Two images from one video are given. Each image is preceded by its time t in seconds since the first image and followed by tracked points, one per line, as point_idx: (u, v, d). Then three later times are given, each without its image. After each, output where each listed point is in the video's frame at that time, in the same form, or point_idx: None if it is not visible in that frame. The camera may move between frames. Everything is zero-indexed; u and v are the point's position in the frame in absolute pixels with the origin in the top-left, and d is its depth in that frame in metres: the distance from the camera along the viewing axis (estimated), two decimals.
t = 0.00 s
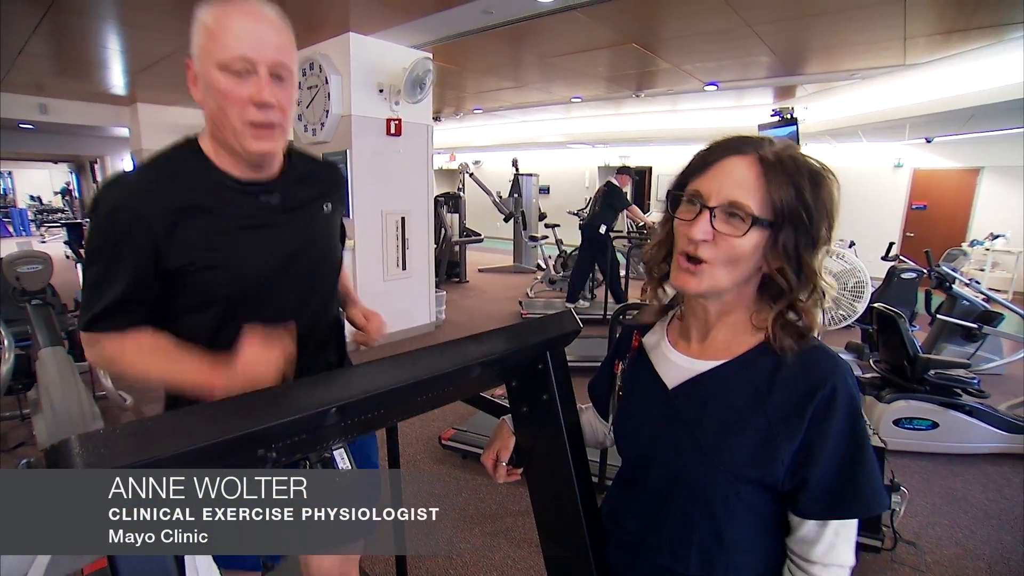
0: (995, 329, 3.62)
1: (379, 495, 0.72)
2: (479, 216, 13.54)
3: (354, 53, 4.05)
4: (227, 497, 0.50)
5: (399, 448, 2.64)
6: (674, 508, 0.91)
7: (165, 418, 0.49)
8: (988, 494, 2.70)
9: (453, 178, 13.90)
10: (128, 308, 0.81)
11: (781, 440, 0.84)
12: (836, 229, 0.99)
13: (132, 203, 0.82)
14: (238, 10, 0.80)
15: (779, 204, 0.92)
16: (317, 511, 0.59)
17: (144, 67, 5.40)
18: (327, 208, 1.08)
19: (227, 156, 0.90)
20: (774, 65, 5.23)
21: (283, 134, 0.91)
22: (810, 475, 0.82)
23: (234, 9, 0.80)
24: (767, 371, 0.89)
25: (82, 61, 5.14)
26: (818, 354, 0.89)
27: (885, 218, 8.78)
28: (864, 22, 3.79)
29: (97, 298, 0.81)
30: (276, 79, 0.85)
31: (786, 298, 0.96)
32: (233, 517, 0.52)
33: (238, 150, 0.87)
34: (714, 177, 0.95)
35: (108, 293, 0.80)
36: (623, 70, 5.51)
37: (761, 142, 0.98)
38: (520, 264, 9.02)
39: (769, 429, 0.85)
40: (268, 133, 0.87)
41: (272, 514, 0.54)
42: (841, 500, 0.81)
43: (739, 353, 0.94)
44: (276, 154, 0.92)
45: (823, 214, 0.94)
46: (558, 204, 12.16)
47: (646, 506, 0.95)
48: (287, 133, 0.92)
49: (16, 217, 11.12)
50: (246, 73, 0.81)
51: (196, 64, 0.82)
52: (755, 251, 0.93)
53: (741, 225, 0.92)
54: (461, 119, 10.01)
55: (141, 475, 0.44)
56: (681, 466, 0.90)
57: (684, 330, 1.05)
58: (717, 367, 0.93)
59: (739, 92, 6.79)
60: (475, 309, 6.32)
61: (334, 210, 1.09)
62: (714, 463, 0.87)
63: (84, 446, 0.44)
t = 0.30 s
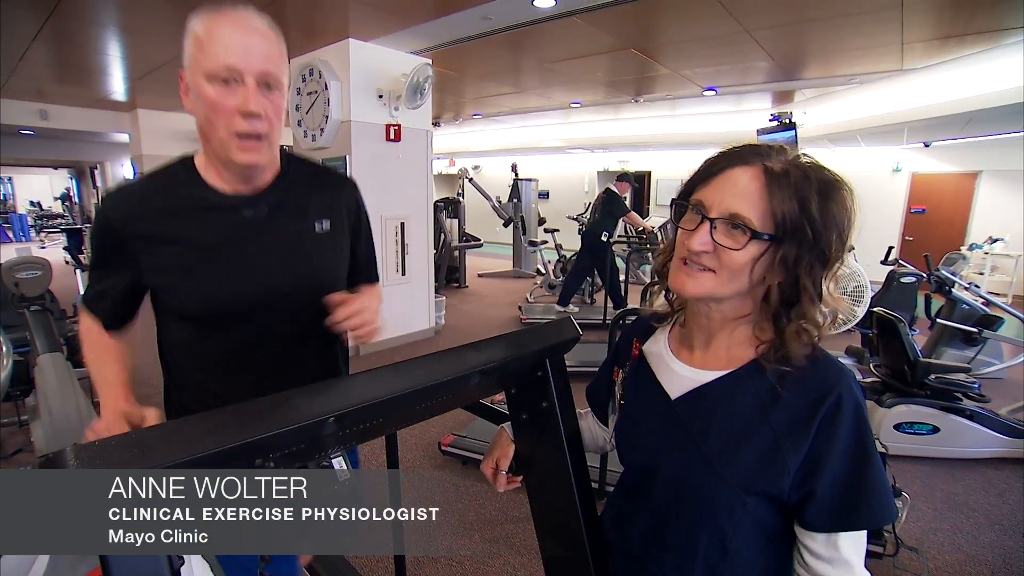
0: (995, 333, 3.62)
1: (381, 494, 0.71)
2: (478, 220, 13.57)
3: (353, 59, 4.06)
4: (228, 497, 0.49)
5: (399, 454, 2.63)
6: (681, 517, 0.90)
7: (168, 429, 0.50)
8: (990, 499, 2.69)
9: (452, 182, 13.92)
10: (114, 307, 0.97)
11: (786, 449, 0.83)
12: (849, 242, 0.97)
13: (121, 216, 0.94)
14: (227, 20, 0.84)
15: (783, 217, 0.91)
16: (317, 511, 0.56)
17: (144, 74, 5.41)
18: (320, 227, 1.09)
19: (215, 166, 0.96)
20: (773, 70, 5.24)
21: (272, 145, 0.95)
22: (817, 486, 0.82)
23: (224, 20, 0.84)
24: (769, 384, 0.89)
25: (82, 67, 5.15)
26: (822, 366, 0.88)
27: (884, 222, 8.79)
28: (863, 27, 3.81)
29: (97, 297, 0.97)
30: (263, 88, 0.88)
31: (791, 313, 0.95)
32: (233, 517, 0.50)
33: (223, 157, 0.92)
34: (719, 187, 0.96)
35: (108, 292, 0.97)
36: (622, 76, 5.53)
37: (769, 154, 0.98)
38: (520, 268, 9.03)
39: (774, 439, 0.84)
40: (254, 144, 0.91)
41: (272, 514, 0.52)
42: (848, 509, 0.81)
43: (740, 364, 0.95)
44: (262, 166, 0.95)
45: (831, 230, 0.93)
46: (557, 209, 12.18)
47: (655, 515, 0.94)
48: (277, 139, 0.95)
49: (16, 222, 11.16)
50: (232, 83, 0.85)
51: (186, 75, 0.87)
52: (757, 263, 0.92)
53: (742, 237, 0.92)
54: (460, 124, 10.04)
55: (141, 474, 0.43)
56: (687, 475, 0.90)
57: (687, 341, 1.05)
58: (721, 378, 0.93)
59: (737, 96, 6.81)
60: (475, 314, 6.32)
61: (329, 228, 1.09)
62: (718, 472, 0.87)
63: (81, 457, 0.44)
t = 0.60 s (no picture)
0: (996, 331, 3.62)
1: (381, 494, 0.72)
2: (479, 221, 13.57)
3: (353, 60, 4.07)
4: (228, 497, 0.49)
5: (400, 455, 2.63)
6: (681, 519, 0.90)
7: (168, 430, 0.50)
8: (992, 498, 2.68)
9: (452, 183, 13.97)
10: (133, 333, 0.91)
11: (785, 451, 0.83)
12: (843, 238, 0.96)
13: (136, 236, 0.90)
14: (221, 36, 0.76)
15: (770, 211, 0.91)
16: (317, 511, 0.56)
17: (144, 76, 5.42)
18: (325, 241, 1.13)
19: (219, 185, 0.90)
20: (772, 69, 5.23)
21: (273, 157, 0.89)
22: (813, 488, 0.82)
23: (218, 36, 0.76)
24: (767, 386, 0.89)
25: (83, 70, 5.16)
26: (820, 368, 0.88)
27: (885, 221, 8.79)
28: (863, 27, 3.82)
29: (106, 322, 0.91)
30: (262, 102, 0.80)
31: (785, 312, 0.94)
32: (233, 518, 0.50)
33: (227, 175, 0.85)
34: (707, 183, 0.97)
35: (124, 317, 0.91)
36: (622, 76, 5.53)
37: (758, 149, 0.98)
38: (520, 269, 9.03)
39: (773, 441, 0.84)
40: (256, 157, 0.84)
41: (272, 514, 0.52)
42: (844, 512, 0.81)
43: (738, 365, 0.94)
44: (264, 180, 0.90)
45: (821, 223, 0.92)
46: (557, 210, 12.19)
47: (656, 514, 0.93)
48: (277, 152, 0.89)
49: (17, 224, 11.13)
50: (229, 98, 0.76)
51: (184, 95, 0.76)
52: (746, 256, 0.92)
53: (728, 231, 0.92)
54: (460, 125, 10.05)
55: (141, 474, 0.43)
56: (687, 477, 0.89)
57: (685, 341, 1.05)
58: (719, 380, 0.93)
59: (737, 96, 6.80)
60: (476, 314, 6.32)
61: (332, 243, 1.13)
62: (719, 474, 0.87)
63: (80, 459, 0.44)
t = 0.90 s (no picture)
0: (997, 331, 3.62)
1: (384, 495, 0.72)
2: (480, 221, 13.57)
3: (354, 60, 4.07)
4: (227, 497, 0.49)
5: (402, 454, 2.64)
6: (682, 518, 0.90)
7: (174, 428, 0.50)
8: (993, 498, 2.68)
9: (452, 183, 13.97)
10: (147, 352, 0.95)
11: (786, 449, 0.83)
12: (840, 236, 0.96)
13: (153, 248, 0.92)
14: (251, 53, 0.90)
15: (764, 210, 0.91)
16: (317, 511, 0.57)
17: (145, 75, 5.43)
18: (337, 257, 1.12)
19: (247, 201, 1.00)
20: (774, 69, 5.23)
21: (298, 167, 0.98)
22: (813, 485, 0.82)
23: (248, 53, 0.90)
24: (766, 386, 0.89)
25: (84, 69, 5.17)
26: (820, 366, 0.88)
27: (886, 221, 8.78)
28: (865, 27, 3.82)
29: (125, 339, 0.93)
30: (288, 109, 0.93)
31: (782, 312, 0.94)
32: (233, 518, 0.50)
33: (256, 183, 0.94)
34: (703, 183, 0.97)
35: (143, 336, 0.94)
36: (623, 76, 5.53)
37: (753, 150, 0.98)
38: (521, 269, 9.02)
39: (774, 439, 0.85)
40: (284, 164, 0.94)
41: (272, 514, 0.52)
42: (844, 509, 0.81)
43: (739, 365, 0.94)
44: (289, 190, 0.97)
45: (815, 223, 0.92)
46: (558, 209, 12.18)
47: (659, 513, 0.94)
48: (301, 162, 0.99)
49: (18, 224, 11.13)
50: (260, 106, 0.90)
51: (215, 107, 0.92)
52: (741, 256, 0.92)
53: (722, 230, 0.92)
54: (461, 124, 10.05)
55: (141, 474, 0.43)
56: (689, 476, 0.90)
57: (685, 341, 1.05)
58: (720, 379, 0.93)
59: (739, 96, 6.80)
60: (476, 314, 6.33)
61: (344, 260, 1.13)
62: (720, 472, 0.87)
63: (89, 456, 0.44)
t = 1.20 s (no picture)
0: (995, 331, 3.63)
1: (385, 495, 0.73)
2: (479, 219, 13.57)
3: (355, 57, 4.06)
4: (227, 497, 0.49)
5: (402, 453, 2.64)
6: (686, 514, 0.90)
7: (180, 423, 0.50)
8: (991, 497, 2.69)
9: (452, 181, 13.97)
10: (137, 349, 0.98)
11: (788, 445, 0.84)
12: (839, 236, 0.95)
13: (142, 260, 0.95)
14: (223, 50, 0.88)
15: (754, 209, 0.91)
16: (317, 511, 0.57)
17: (144, 73, 5.41)
18: (333, 253, 1.11)
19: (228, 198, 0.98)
20: (774, 69, 5.23)
21: (278, 161, 0.96)
22: (814, 478, 0.82)
23: (221, 49, 0.88)
24: (765, 383, 0.90)
25: (83, 66, 5.15)
26: (817, 362, 0.88)
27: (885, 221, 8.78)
28: (865, 27, 3.82)
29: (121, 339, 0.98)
30: (264, 106, 0.91)
31: (774, 311, 0.95)
32: (234, 517, 0.50)
33: (232, 178, 0.92)
34: (698, 181, 0.98)
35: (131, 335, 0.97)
36: (623, 75, 5.53)
37: (749, 149, 0.99)
38: (521, 267, 9.02)
39: (776, 435, 0.85)
40: (261, 159, 0.92)
41: (272, 513, 0.52)
42: (844, 503, 0.81)
43: (736, 363, 0.95)
44: (269, 184, 0.96)
45: (807, 223, 0.92)
46: (558, 208, 12.18)
47: (660, 509, 0.94)
48: (282, 156, 0.97)
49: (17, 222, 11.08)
50: (234, 103, 0.87)
51: (193, 108, 0.90)
52: (730, 254, 0.93)
53: (712, 227, 0.93)
54: (461, 123, 10.04)
55: (140, 474, 0.43)
56: (692, 472, 0.90)
57: (685, 336, 1.06)
58: (721, 374, 0.94)
59: (739, 95, 6.80)
60: (476, 313, 6.33)
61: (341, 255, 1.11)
62: (723, 467, 0.87)
63: (99, 452, 0.45)
